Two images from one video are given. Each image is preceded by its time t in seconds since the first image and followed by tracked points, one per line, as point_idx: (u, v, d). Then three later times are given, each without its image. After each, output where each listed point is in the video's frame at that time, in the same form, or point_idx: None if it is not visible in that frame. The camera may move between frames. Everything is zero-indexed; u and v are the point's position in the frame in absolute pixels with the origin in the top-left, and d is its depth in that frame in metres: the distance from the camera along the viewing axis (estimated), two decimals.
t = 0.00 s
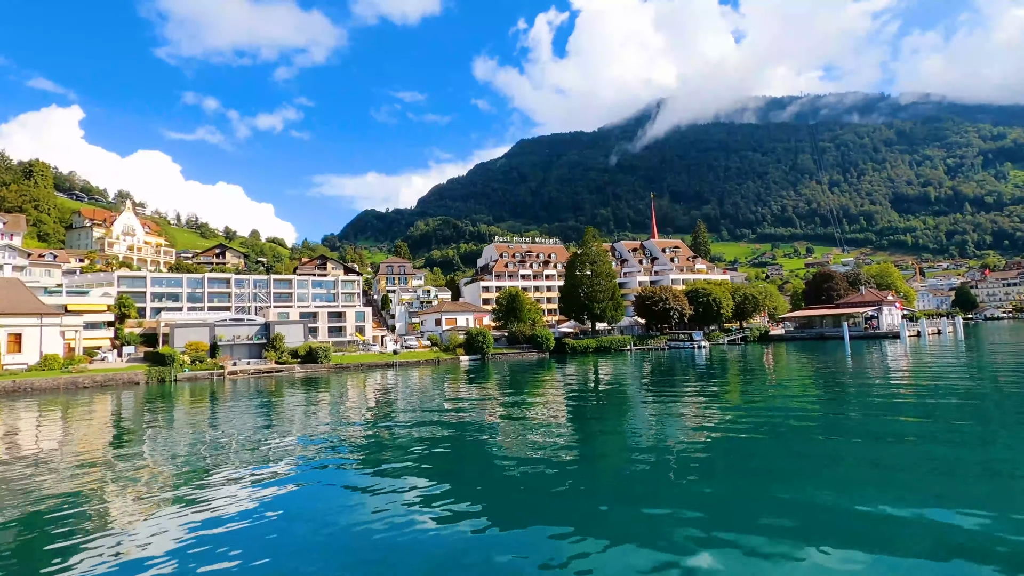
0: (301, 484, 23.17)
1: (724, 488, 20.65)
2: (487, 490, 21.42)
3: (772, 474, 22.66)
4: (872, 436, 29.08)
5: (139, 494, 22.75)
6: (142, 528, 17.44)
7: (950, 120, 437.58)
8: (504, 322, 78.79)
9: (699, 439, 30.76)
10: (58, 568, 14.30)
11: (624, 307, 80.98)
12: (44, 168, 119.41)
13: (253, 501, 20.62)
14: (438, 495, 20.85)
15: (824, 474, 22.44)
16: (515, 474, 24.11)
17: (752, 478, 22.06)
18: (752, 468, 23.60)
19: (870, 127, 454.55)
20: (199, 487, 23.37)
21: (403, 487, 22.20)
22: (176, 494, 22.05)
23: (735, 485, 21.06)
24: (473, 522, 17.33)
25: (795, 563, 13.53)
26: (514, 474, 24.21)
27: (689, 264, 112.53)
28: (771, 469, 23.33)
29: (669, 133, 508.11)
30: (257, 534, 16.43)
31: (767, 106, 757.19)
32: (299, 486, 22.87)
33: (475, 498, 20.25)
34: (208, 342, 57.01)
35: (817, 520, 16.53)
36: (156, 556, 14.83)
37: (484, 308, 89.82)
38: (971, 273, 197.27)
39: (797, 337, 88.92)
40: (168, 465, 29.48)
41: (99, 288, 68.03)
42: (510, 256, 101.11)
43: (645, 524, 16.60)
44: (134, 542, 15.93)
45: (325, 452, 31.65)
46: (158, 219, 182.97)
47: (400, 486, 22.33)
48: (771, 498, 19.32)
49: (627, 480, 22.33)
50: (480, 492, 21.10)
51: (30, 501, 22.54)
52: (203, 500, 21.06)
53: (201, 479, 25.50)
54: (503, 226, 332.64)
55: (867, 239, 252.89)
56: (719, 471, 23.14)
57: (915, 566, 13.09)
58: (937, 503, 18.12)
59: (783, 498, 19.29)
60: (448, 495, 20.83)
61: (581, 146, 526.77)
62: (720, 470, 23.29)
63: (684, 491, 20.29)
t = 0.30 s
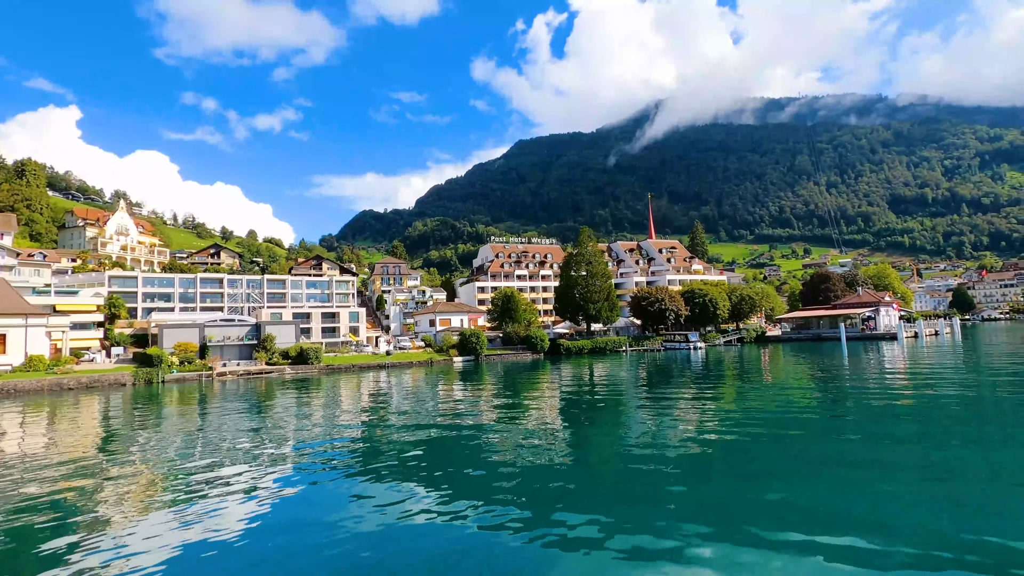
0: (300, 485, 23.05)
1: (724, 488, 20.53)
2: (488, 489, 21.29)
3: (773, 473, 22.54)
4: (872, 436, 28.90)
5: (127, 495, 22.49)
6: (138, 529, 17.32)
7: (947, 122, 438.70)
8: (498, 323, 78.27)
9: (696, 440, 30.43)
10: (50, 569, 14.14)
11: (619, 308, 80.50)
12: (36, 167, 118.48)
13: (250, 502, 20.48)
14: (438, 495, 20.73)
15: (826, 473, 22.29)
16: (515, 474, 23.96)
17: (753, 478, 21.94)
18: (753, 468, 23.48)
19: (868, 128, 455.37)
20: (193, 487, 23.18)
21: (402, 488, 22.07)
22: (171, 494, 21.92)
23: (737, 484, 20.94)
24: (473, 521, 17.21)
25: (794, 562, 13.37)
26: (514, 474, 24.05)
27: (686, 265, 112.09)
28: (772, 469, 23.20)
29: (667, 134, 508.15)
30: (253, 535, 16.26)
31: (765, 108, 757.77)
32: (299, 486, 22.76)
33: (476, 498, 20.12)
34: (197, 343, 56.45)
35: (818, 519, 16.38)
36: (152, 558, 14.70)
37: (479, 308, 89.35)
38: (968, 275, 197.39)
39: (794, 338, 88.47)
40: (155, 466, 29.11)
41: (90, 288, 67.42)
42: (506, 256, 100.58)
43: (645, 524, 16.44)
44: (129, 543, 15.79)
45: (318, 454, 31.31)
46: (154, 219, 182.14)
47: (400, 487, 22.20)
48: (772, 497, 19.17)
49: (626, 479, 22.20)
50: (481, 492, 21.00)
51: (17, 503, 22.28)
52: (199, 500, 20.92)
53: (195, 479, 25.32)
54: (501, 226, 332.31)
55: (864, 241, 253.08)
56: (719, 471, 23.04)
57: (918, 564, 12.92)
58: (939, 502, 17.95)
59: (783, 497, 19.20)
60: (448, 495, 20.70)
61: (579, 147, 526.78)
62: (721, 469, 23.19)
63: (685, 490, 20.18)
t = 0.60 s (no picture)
0: (298, 486, 22.88)
1: (724, 488, 20.33)
2: (487, 489, 21.12)
3: (773, 473, 22.38)
4: (871, 437, 28.66)
5: (114, 497, 22.21)
6: (131, 530, 17.19)
7: (945, 124, 439.09)
8: (494, 323, 77.83)
9: (693, 441, 30.10)
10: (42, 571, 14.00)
11: (615, 308, 80.12)
12: (30, 166, 117.69)
13: (247, 502, 20.36)
14: (437, 496, 20.54)
15: (827, 474, 22.10)
16: (514, 474, 23.77)
17: (753, 478, 21.81)
18: (753, 468, 23.28)
19: (866, 130, 455.61)
20: (187, 488, 23.02)
21: (401, 489, 21.86)
22: (165, 495, 21.76)
23: (738, 485, 20.76)
24: (472, 521, 17.05)
25: (796, 562, 13.18)
26: (513, 474, 23.87)
27: (683, 266, 111.71)
28: (772, 469, 23.03)
29: (666, 135, 507.95)
30: (255, 533, 16.39)
31: (763, 109, 757.73)
32: (297, 487, 22.61)
33: (476, 498, 19.93)
34: (187, 343, 55.97)
35: (819, 518, 16.22)
36: (146, 558, 14.58)
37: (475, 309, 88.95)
38: (966, 276, 197.42)
39: (791, 339, 88.06)
40: (143, 467, 28.81)
41: (81, 288, 66.85)
42: (502, 256, 100.14)
43: (645, 523, 16.27)
44: (122, 544, 15.65)
45: (311, 455, 31.02)
46: (150, 218, 181.45)
47: (399, 488, 22.02)
48: (774, 497, 18.97)
49: (626, 480, 22.01)
50: (481, 491, 20.82)
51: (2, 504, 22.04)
52: (193, 501, 20.76)
53: (189, 480, 25.11)
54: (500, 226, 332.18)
55: (863, 242, 252.99)
56: (719, 471, 22.86)
57: (921, 563, 12.73)
58: (940, 503, 17.76)
59: (785, 497, 19.00)
60: (448, 495, 20.56)
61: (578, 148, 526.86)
62: (722, 470, 22.99)
63: (686, 490, 20.02)
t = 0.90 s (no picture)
0: (296, 485, 22.66)
1: (722, 488, 20.10)
2: (484, 489, 20.93)
3: (774, 473, 22.11)
4: (863, 437, 28.58)
5: (102, 497, 21.90)
6: (122, 529, 16.95)
7: (945, 124, 438.86)
8: (490, 322, 77.32)
9: (690, 442, 29.70)
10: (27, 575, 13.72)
11: (611, 308, 79.61)
12: (24, 163, 116.93)
13: (243, 502, 20.08)
14: (434, 495, 20.35)
15: (823, 474, 21.90)
16: (510, 474, 23.55)
17: (757, 478, 21.50)
18: (751, 468, 23.08)
19: (865, 130, 455.44)
20: (183, 488, 22.77)
21: (399, 488, 21.62)
22: (157, 495, 21.50)
23: (736, 484, 20.57)
24: (468, 524, 16.80)
25: (792, 564, 12.86)
26: (510, 473, 23.62)
27: (681, 265, 111.20)
28: (772, 469, 22.78)
29: (665, 135, 507.41)
30: (251, 534, 16.26)
31: (762, 109, 757.61)
32: (294, 486, 22.36)
33: (471, 498, 19.74)
34: (178, 342, 55.45)
35: (820, 518, 16.09)
36: (142, 558, 14.51)
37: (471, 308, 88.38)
38: (965, 277, 197.12)
39: (789, 340, 87.60)
40: (129, 468, 28.38)
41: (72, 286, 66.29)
42: (499, 255, 99.56)
43: (640, 525, 16.06)
44: (112, 547, 15.37)
45: (306, 454, 30.60)
46: (148, 217, 180.86)
47: (397, 487, 21.80)
48: (766, 498, 18.80)
49: (621, 480, 21.78)
50: (479, 491, 20.67)
51: None
52: (187, 501, 20.50)
53: (184, 480, 24.83)
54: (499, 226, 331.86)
55: (862, 242, 252.71)
56: (716, 471, 22.67)
57: (916, 565, 12.45)
58: (941, 505, 17.43)
59: (781, 497, 18.87)
60: (446, 494, 20.33)
61: (578, 147, 526.56)
62: (717, 469, 22.92)
63: (682, 490, 19.80)
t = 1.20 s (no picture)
0: (295, 483, 22.38)
1: (721, 486, 19.83)
2: (483, 487, 20.61)
3: (774, 472, 21.84)
4: (859, 436, 28.45)
5: (95, 497, 21.59)
6: (118, 528, 16.69)
7: (945, 122, 437.99)
8: (486, 320, 76.75)
9: (689, 441, 29.36)
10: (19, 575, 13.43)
11: (608, 306, 79.04)
12: (20, 160, 116.40)
13: (242, 501, 19.81)
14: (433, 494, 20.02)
15: (823, 472, 21.66)
16: (508, 472, 23.23)
17: (758, 477, 21.21)
18: (750, 466, 22.82)
19: (866, 129, 454.73)
20: (181, 486, 22.49)
21: (398, 486, 21.33)
22: (154, 494, 21.25)
23: (736, 483, 20.27)
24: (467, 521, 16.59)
25: (796, 567, 12.51)
26: (508, 471, 23.37)
27: (679, 263, 110.66)
28: (772, 468, 22.51)
29: (665, 133, 506.72)
30: (247, 532, 16.08)
31: (762, 108, 756.92)
32: (292, 484, 22.05)
33: (470, 497, 19.44)
34: (169, 340, 55.01)
35: (821, 518, 15.79)
36: (139, 555, 14.38)
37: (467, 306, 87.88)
38: (965, 276, 196.75)
39: (788, 339, 87.12)
40: (115, 467, 27.98)
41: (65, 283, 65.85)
42: (496, 253, 99.14)
43: (640, 525, 15.75)
44: (107, 546, 15.08)
45: (303, 452, 30.26)
46: (146, 215, 180.58)
47: (396, 485, 21.50)
48: (766, 497, 18.52)
49: (620, 478, 21.49)
50: (477, 489, 20.46)
51: None
52: (184, 499, 20.30)
53: (182, 478, 24.54)
54: (498, 224, 331.47)
55: (862, 241, 252.25)
56: (716, 469, 22.40)
57: (920, 567, 12.15)
58: (945, 505, 17.12)
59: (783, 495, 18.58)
60: (445, 493, 20.01)
61: (578, 146, 526.08)
62: (717, 467, 22.66)
63: (682, 489, 19.51)
